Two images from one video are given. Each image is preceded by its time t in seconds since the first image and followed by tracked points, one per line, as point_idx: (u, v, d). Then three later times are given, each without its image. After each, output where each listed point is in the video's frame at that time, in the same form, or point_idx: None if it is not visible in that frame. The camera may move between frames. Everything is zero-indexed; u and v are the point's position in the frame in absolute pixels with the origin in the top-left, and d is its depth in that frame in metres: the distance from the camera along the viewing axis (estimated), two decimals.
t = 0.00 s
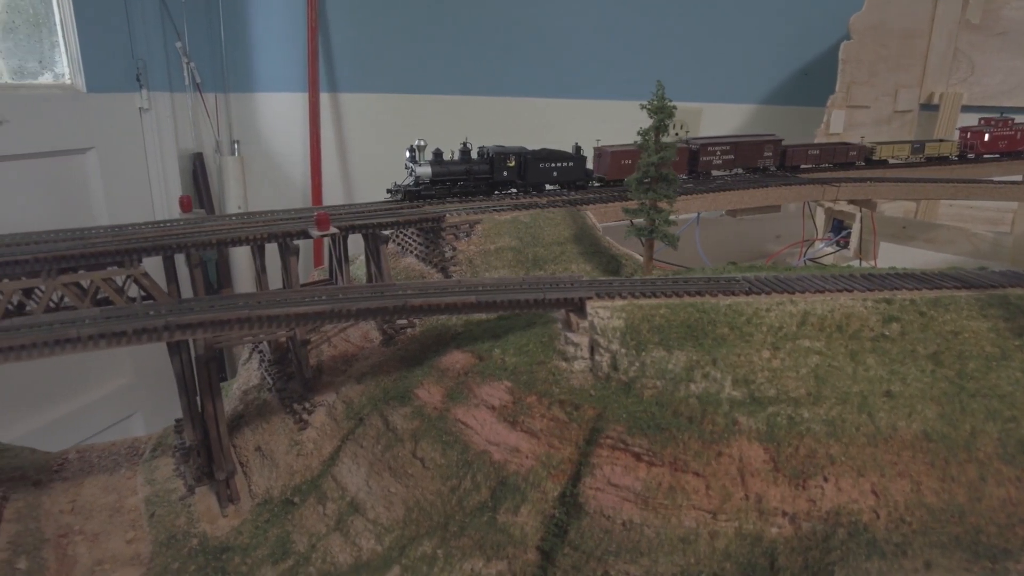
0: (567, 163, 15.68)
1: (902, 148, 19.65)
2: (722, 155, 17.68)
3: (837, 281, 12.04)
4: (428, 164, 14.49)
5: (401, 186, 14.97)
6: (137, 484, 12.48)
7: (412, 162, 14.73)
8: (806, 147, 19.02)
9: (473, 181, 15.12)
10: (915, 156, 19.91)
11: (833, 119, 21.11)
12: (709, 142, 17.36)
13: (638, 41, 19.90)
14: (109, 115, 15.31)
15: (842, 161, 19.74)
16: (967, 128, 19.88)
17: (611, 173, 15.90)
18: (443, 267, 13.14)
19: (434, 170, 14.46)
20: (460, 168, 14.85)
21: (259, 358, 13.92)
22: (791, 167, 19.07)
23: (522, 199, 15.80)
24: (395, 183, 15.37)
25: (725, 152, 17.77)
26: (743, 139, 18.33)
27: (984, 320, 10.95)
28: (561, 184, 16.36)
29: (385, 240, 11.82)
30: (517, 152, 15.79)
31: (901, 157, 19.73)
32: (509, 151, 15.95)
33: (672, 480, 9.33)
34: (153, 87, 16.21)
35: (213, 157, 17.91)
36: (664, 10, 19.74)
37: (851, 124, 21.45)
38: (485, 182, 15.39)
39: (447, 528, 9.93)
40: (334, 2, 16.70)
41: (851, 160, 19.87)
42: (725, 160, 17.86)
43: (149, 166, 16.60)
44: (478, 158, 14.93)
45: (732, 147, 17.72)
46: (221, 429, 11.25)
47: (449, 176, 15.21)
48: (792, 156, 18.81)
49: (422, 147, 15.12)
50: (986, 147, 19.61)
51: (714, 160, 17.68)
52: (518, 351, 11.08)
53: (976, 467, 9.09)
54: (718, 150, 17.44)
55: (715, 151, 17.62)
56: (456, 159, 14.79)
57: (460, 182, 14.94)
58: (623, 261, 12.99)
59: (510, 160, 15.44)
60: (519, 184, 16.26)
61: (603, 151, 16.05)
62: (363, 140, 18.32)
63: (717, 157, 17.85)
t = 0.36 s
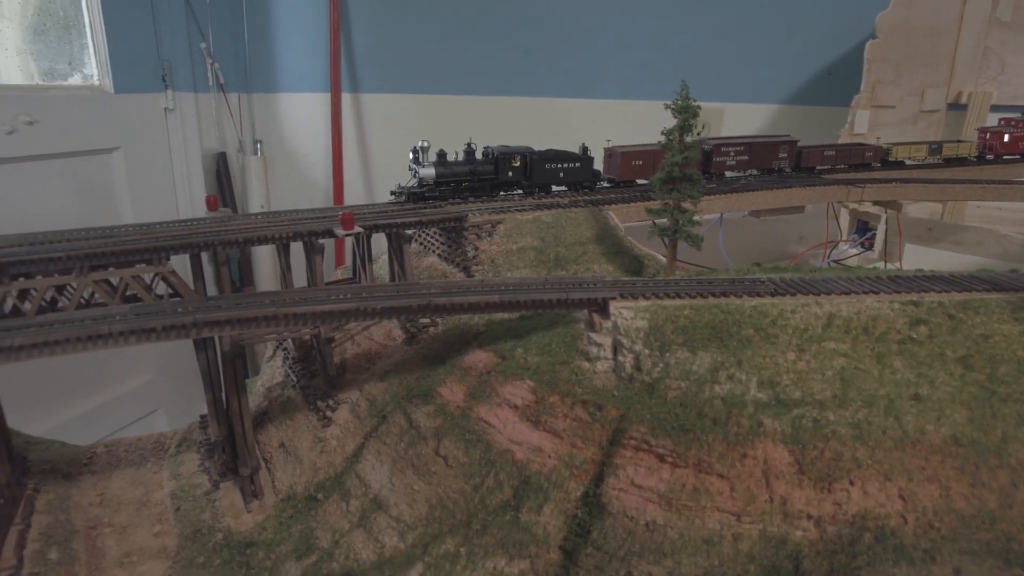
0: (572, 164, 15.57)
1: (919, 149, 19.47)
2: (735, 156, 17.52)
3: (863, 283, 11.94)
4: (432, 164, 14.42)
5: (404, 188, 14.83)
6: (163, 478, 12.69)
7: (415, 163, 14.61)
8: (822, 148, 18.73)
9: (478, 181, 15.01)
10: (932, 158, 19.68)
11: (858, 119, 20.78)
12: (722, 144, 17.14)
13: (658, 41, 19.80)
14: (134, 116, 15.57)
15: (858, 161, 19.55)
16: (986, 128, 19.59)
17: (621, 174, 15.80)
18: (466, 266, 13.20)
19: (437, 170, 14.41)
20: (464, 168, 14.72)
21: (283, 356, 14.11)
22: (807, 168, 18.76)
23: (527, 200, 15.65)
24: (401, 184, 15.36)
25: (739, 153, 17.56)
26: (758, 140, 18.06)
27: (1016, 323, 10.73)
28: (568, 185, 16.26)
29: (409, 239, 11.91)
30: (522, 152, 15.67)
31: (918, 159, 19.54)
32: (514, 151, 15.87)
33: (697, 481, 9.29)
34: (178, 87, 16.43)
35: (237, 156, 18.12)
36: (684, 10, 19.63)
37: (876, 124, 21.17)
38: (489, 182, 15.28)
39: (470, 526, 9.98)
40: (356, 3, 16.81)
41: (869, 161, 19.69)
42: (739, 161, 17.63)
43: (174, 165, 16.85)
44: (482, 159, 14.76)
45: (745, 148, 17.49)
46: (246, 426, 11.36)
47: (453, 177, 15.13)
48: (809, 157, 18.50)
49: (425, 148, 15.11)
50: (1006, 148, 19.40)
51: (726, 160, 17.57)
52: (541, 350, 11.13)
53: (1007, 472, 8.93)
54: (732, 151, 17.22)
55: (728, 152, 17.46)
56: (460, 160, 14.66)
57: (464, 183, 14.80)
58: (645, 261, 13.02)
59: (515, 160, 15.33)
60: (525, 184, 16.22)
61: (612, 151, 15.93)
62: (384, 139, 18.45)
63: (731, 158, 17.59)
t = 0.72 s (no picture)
0: (581, 165, 15.47)
1: (938, 150, 19.24)
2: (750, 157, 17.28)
3: (896, 286, 11.76)
4: (439, 164, 14.35)
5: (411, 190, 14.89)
6: (193, 472, 12.96)
7: (422, 164, 14.65)
8: (840, 149, 18.42)
9: (486, 182, 14.96)
10: (952, 159, 19.44)
11: (888, 119, 20.67)
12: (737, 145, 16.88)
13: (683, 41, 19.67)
14: (165, 116, 15.89)
15: (876, 163, 19.36)
16: (1008, 129, 19.33)
17: (633, 174, 15.65)
18: (491, 266, 13.22)
19: (444, 171, 14.36)
20: (471, 169, 14.66)
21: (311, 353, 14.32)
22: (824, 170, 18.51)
23: (537, 200, 15.59)
24: (409, 185, 15.37)
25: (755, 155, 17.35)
26: (772, 141, 17.80)
27: None
28: (578, 185, 16.34)
29: (436, 239, 12.02)
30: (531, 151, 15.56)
31: (937, 160, 19.24)
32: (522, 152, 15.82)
33: (725, 484, 9.27)
34: (208, 87, 16.70)
35: (264, 156, 18.38)
36: (710, 9, 19.48)
37: (908, 125, 20.89)
38: (497, 183, 15.39)
39: (496, 525, 10.04)
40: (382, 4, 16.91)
41: (887, 162, 19.57)
42: (753, 163, 17.50)
43: (204, 165, 17.14)
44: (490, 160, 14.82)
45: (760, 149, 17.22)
46: (275, 422, 11.50)
47: (460, 177, 15.09)
48: (826, 159, 18.24)
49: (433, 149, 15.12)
50: None
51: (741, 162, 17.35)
52: (567, 350, 11.21)
53: None
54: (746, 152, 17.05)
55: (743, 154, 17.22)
56: (468, 162, 14.71)
57: (473, 184, 14.86)
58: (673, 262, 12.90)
59: (523, 161, 15.49)
60: (533, 184, 16.35)
61: (623, 152, 15.92)
62: (409, 139, 18.58)
63: (744, 160, 17.52)
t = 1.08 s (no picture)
0: (592, 166, 15.37)
1: (961, 151, 19.06)
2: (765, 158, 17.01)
3: (931, 289, 11.56)
4: (447, 165, 14.51)
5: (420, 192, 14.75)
6: (223, 466, 13.20)
7: (431, 167, 14.64)
8: (859, 151, 18.09)
9: (495, 183, 14.96)
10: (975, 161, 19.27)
11: (922, 120, 20.17)
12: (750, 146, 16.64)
13: (710, 40, 19.49)
14: (197, 116, 16.19)
15: (896, 164, 18.93)
16: None
17: (644, 175, 15.57)
18: (519, 265, 13.31)
19: (453, 172, 14.35)
20: (481, 170, 14.65)
21: (340, 350, 14.67)
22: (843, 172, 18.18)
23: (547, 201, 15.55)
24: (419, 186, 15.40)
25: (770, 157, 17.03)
26: (788, 142, 17.46)
27: None
28: (588, 186, 16.28)
29: (464, 238, 12.10)
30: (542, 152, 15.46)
31: (960, 162, 19.13)
32: (533, 153, 15.75)
33: (755, 487, 9.19)
34: (239, 88, 16.96)
35: (293, 155, 18.62)
36: (737, 8, 19.29)
37: (943, 126, 20.32)
38: (507, 184, 15.33)
39: (524, 523, 10.07)
40: (411, 4, 17.03)
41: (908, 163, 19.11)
42: (770, 164, 17.15)
43: (234, 163, 17.41)
44: (499, 162, 14.77)
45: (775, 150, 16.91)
46: (304, 418, 11.65)
47: (469, 178, 15.07)
48: (846, 160, 17.91)
49: (441, 150, 14.99)
50: None
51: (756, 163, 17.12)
52: (596, 350, 11.22)
53: None
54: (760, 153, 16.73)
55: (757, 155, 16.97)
56: (477, 163, 14.69)
57: (482, 185, 14.75)
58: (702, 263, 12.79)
59: (533, 162, 15.47)
60: (543, 185, 16.26)
61: (634, 154, 15.74)
62: (436, 139, 18.71)
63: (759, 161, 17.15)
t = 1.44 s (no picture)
0: (608, 167, 15.09)
1: (993, 154, 18.55)
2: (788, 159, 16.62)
3: (973, 293, 11.29)
4: (459, 168, 14.19)
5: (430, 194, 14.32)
6: (256, 460, 13.70)
7: (442, 168, 14.32)
8: (886, 153, 17.73)
9: (508, 185, 14.74)
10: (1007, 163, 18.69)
11: (964, 120, 19.60)
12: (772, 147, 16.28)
13: (741, 39, 19.26)
14: (231, 115, 16.55)
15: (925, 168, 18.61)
16: None
17: (663, 177, 15.33)
18: (550, 265, 13.37)
19: (464, 174, 14.05)
20: (494, 172, 14.39)
21: (373, 347, 14.94)
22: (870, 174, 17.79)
23: (562, 202, 15.30)
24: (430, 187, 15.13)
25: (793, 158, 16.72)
26: (813, 144, 17.09)
27: None
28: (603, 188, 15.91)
29: (495, 237, 12.14)
30: (556, 152, 15.10)
31: (991, 165, 18.63)
32: (546, 153, 15.43)
33: (789, 491, 9.08)
34: (272, 88, 17.21)
35: (325, 154, 18.82)
36: (769, 7, 19.02)
37: (985, 126, 19.69)
38: (520, 186, 14.92)
39: (554, 523, 10.12)
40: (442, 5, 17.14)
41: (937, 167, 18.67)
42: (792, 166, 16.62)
43: (268, 162, 17.68)
44: (511, 162, 14.47)
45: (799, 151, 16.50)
46: (336, 414, 11.79)
47: (482, 180, 14.79)
48: (872, 162, 17.55)
49: (453, 151, 14.66)
50: None
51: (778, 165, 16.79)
52: (627, 351, 11.19)
53: None
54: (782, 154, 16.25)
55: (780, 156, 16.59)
56: (489, 164, 14.37)
57: (495, 187, 14.41)
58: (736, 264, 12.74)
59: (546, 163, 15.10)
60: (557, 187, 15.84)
61: (652, 155, 15.34)
62: (465, 139, 18.84)
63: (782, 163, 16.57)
